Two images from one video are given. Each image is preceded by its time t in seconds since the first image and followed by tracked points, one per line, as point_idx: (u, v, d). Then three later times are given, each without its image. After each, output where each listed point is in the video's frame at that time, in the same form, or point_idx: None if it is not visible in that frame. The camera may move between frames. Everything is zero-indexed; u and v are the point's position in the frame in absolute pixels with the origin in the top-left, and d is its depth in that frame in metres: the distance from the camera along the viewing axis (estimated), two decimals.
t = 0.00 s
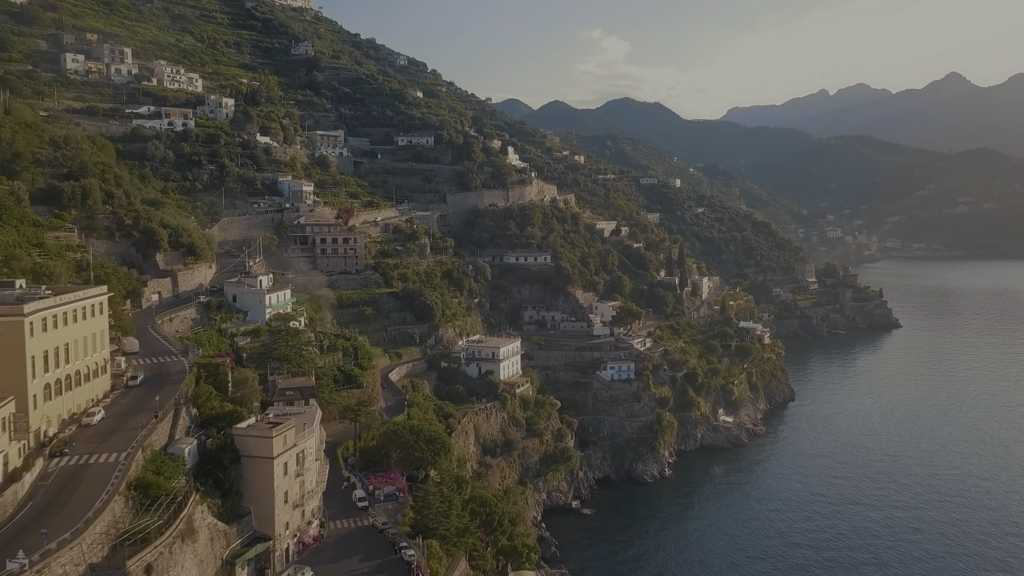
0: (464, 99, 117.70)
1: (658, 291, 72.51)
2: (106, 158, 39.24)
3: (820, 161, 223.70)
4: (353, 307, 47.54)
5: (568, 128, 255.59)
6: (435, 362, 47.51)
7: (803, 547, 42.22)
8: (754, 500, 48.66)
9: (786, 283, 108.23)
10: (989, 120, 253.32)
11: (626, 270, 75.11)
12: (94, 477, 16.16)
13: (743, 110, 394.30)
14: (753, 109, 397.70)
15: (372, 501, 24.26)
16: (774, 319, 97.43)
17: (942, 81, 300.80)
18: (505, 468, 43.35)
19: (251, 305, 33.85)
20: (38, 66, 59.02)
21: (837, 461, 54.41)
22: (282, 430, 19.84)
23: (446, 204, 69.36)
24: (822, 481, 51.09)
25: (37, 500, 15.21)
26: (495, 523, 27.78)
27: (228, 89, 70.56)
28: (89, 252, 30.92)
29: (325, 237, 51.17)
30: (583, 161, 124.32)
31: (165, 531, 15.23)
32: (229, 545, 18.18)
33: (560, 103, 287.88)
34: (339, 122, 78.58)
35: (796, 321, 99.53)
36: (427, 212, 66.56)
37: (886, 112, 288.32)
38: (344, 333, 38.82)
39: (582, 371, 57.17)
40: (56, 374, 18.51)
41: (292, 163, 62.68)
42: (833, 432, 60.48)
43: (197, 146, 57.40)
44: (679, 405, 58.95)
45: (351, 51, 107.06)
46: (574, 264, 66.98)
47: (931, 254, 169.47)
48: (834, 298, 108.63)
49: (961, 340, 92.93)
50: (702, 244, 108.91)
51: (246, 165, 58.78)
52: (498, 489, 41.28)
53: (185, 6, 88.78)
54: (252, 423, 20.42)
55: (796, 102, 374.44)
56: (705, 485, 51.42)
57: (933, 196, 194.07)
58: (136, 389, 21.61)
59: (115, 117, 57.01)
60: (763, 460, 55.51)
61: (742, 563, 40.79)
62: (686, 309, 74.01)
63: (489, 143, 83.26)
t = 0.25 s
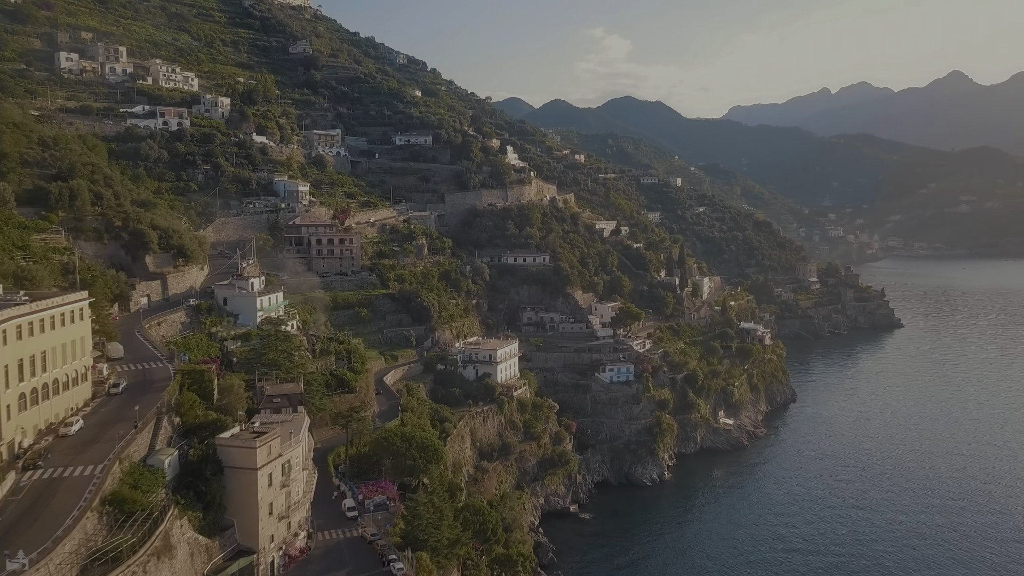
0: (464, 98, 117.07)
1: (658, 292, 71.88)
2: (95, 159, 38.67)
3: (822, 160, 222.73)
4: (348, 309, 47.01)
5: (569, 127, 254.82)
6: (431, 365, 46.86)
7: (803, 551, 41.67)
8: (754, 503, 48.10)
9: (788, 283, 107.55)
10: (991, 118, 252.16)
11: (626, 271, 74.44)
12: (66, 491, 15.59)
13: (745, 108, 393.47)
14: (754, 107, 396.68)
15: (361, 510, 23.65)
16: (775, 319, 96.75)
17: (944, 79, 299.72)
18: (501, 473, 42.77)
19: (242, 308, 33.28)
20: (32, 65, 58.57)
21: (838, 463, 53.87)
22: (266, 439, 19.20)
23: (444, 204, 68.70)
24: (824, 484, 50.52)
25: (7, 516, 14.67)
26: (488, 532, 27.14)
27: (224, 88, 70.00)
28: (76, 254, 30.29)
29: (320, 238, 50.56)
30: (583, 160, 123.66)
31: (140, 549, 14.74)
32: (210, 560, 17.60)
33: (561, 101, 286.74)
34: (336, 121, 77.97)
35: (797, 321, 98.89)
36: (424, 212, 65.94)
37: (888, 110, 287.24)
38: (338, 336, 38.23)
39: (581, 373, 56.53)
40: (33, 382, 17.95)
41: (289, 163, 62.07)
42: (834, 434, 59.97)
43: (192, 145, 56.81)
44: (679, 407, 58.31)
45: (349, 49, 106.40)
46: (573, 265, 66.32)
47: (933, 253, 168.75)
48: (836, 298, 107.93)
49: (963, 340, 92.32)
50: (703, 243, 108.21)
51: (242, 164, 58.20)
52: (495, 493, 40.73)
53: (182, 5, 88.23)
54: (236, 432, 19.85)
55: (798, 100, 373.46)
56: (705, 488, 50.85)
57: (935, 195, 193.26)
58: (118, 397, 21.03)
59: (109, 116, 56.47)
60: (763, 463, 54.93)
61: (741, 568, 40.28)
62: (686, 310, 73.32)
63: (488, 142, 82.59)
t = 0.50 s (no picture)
0: (463, 96, 116.33)
1: (658, 293, 71.16)
2: (84, 159, 38.02)
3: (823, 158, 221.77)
4: (343, 311, 46.36)
5: (570, 125, 254.02)
6: (426, 368, 46.16)
7: (804, 558, 41.01)
8: (755, 508, 47.43)
9: (789, 283, 106.78)
10: (994, 117, 251.04)
11: (626, 271, 73.70)
12: (31, 509, 14.91)
13: (747, 106, 392.34)
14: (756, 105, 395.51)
15: (348, 523, 22.98)
16: (776, 319, 95.99)
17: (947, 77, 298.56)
18: (497, 478, 42.09)
19: (231, 312, 32.58)
20: (24, 64, 57.99)
21: (840, 466, 53.22)
22: (246, 452, 18.53)
23: (441, 204, 68.01)
24: (825, 487, 49.86)
25: None
26: (480, 542, 26.46)
27: (220, 87, 69.33)
28: (60, 257, 29.49)
29: (314, 239, 49.86)
30: (584, 159, 122.93)
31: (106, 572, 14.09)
32: None
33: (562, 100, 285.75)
34: (333, 120, 77.29)
35: (798, 321, 98.16)
36: (421, 213, 65.22)
37: (890, 108, 286.12)
38: (330, 340, 37.54)
39: (579, 375, 55.81)
40: (2, 394, 17.27)
41: (284, 163, 61.39)
42: (835, 436, 59.32)
43: (185, 145, 56.15)
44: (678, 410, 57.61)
45: (348, 48, 105.70)
46: (572, 266, 65.59)
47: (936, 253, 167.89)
48: (838, 298, 107.14)
49: (965, 340, 91.56)
50: (704, 243, 107.42)
51: (236, 164, 57.52)
52: (490, 499, 40.05)
53: (178, 3, 87.56)
54: (216, 444, 19.18)
55: (800, 98, 372.27)
56: (705, 492, 50.14)
57: (937, 193, 192.31)
58: (95, 407, 20.33)
59: (102, 115, 55.79)
60: (764, 466, 54.25)
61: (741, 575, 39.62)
62: (686, 311, 72.55)
63: (486, 141, 81.87)
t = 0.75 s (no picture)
0: (462, 95, 115.63)
1: (657, 293, 70.54)
2: (73, 160, 37.43)
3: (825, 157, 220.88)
4: (337, 312, 45.79)
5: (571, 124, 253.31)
6: (421, 370, 45.55)
7: (805, 563, 40.39)
8: (755, 511, 46.83)
9: (790, 282, 106.10)
10: (996, 115, 250.12)
11: (625, 272, 73.04)
12: None
13: (748, 105, 391.30)
14: (757, 104, 394.43)
15: (336, 534, 22.39)
16: (778, 320, 95.31)
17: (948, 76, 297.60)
18: (493, 483, 41.52)
19: (220, 315, 31.96)
20: (17, 63, 57.45)
21: (841, 468, 52.63)
22: (227, 464, 17.94)
23: (439, 203, 67.36)
24: (826, 490, 49.26)
25: None
26: (472, 552, 25.88)
27: (216, 86, 68.72)
28: (45, 260, 28.75)
29: (309, 240, 49.24)
30: (584, 158, 122.24)
31: None
32: None
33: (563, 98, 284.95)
34: (330, 120, 76.66)
35: (799, 321, 97.50)
36: (418, 213, 64.57)
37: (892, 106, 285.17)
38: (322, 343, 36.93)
39: (577, 377, 55.17)
40: None
41: (280, 162, 60.78)
42: (836, 438, 58.76)
43: (179, 145, 55.54)
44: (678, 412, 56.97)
45: (346, 46, 105.03)
46: (571, 267, 64.95)
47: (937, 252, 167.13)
48: (839, 298, 106.45)
49: (967, 340, 90.92)
50: (704, 242, 106.67)
51: (231, 164, 56.90)
52: (486, 505, 39.48)
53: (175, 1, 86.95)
54: (196, 455, 18.59)
55: (801, 97, 371.23)
56: (705, 496, 49.53)
57: (939, 192, 191.50)
58: (74, 416, 19.71)
59: (95, 114, 55.22)
60: (764, 469, 53.63)
61: None
62: (686, 311, 71.87)
63: (485, 140, 81.21)
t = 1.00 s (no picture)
0: (461, 94, 114.97)
1: (657, 294, 69.91)
2: (61, 160, 36.87)
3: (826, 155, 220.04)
4: (331, 314, 45.23)
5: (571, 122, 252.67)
6: (416, 373, 44.94)
7: (805, 568, 39.81)
8: (755, 515, 46.26)
9: (791, 282, 105.40)
10: (998, 113, 249.08)
11: (624, 272, 72.38)
12: None
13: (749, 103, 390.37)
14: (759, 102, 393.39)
15: (323, 545, 21.82)
16: (779, 320, 94.67)
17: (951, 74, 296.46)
18: (488, 487, 40.96)
19: (209, 318, 31.37)
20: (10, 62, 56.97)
21: (842, 471, 52.05)
22: (207, 476, 17.35)
23: (436, 203, 66.75)
24: (827, 493, 48.68)
25: None
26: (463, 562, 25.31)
27: (211, 85, 68.13)
28: (29, 263, 28.00)
29: (303, 240, 48.64)
30: (584, 157, 121.60)
31: None
32: None
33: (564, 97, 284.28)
34: (327, 119, 76.07)
35: (800, 322, 96.85)
36: (415, 213, 63.95)
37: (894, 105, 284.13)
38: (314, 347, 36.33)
39: (575, 379, 54.54)
40: None
41: (276, 162, 60.21)
42: (836, 440, 58.20)
43: (173, 144, 54.97)
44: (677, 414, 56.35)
45: (345, 45, 104.44)
46: (569, 267, 64.32)
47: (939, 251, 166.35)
48: (840, 297, 105.78)
49: (969, 340, 90.25)
50: (705, 242, 105.97)
51: (225, 164, 56.29)
52: (481, 510, 38.93)
53: None
54: (175, 467, 18.01)
55: (802, 95, 370.15)
56: (704, 499, 48.93)
57: (941, 191, 190.65)
58: (51, 425, 19.16)
59: (88, 114, 54.66)
60: (764, 472, 53.01)
61: None
62: (685, 312, 71.19)
63: (483, 140, 80.57)
